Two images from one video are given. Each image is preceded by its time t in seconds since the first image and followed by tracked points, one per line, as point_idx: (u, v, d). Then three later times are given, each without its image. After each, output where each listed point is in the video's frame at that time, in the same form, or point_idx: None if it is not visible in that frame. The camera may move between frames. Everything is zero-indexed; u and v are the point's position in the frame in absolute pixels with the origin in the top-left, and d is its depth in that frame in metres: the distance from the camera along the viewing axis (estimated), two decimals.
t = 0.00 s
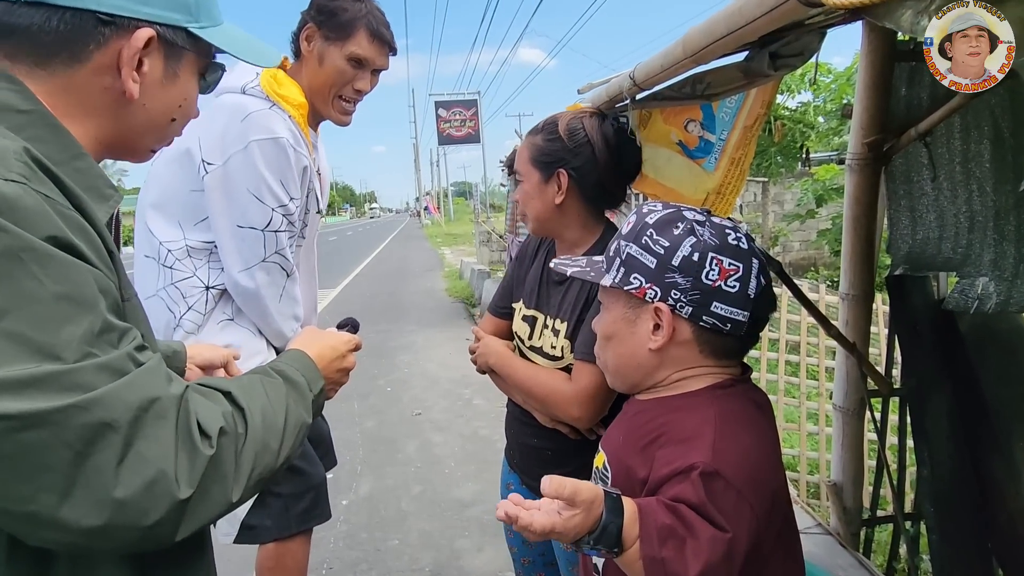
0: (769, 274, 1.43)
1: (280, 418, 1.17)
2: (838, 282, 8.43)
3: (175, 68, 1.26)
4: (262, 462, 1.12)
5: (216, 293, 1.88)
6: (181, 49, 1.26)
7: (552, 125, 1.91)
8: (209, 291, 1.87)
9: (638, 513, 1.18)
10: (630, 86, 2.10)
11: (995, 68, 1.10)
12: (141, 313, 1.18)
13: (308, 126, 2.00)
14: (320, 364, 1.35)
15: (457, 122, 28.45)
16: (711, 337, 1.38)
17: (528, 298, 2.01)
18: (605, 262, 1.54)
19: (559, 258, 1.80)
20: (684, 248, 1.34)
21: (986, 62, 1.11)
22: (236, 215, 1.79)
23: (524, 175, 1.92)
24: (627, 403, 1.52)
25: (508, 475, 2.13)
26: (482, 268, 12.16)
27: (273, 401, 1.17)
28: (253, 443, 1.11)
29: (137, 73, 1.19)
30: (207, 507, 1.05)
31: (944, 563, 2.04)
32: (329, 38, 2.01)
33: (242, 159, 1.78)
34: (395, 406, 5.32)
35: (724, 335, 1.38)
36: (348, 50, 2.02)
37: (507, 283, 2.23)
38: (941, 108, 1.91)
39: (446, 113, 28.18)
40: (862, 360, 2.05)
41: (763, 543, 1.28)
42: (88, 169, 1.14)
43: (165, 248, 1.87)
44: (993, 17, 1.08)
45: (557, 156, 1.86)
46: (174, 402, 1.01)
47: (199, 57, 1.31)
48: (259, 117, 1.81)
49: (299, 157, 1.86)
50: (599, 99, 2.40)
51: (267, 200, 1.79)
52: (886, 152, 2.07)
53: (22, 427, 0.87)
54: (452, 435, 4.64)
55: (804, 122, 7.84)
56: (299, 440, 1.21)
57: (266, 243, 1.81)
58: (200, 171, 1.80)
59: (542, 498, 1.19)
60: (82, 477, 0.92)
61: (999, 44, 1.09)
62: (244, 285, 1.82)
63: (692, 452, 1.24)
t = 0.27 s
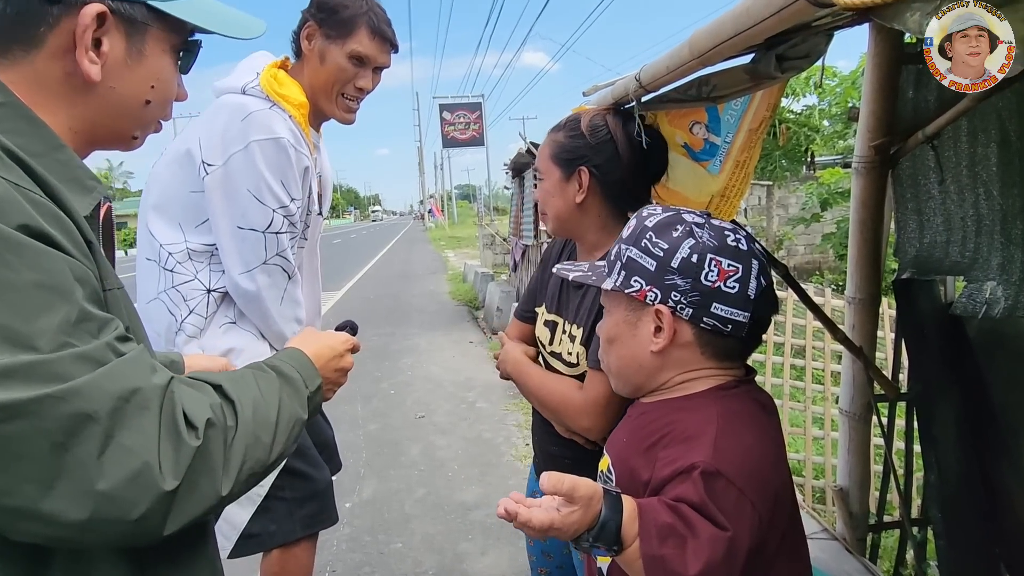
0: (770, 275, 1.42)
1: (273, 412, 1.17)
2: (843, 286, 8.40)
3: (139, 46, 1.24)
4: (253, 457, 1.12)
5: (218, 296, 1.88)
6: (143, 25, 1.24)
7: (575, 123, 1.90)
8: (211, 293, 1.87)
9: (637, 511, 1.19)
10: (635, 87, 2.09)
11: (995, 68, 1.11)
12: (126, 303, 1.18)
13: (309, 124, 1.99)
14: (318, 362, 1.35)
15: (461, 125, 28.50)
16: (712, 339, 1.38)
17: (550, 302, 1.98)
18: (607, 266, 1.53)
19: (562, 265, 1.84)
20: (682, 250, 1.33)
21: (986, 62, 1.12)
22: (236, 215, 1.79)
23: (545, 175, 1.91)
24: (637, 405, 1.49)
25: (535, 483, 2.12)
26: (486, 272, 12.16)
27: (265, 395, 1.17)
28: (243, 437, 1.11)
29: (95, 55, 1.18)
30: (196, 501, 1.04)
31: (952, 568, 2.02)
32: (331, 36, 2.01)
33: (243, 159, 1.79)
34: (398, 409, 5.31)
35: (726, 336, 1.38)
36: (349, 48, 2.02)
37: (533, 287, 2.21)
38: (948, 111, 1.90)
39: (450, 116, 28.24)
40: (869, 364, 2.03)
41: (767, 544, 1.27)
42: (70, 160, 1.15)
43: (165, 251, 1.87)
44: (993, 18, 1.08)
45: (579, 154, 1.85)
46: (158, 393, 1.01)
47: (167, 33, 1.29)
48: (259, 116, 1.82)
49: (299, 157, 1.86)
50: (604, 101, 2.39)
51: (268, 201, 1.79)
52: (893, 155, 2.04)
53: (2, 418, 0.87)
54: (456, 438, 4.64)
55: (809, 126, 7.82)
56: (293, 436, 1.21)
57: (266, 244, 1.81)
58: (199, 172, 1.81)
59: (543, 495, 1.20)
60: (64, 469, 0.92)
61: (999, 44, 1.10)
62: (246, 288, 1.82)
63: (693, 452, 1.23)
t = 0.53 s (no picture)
0: (780, 278, 1.42)
1: (260, 414, 1.17)
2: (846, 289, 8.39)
3: (118, 40, 1.22)
4: (239, 460, 1.11)
5: (211, 301, 1.88)
6: (121, 20, 1.21)
7: (598, 124, 1.90)
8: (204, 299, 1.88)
9: (648, 518, 1.18)
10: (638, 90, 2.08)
11: (995, 68, 1.11)
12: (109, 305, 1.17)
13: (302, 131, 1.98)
14: (308, 363, 1.34)
15: (463, 128, 28.53)
16: (722, 343, 1.37)
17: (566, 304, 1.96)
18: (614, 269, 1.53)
19: (568, 266, 1.85)
20: (692, 253, 1.33)
21: (986, 62, 1.12)
22: (230, 222, 1.79)
23: (566, 174, 1.89)
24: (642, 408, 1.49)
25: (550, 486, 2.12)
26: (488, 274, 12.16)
27: (252, 396, 1.17)
28: (229, 441, 1.11)
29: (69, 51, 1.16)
30: (180, 506, 1.04)
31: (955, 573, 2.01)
32: (326, 34, 2.01)
33: (235, 163, 1.78)
34: (399, 412, 5.31)
35: (735, 340, 1.37)
36: (345, 46, 2.03)
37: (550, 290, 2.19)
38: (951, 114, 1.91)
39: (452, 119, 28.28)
40: (871, 367, 2.03)
41: (776, 551, 1.27)
42: (49, 160, 1.16)
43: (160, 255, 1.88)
44: (993, 17, 1.09)
45: (604, 154, 1.84)
46: (141, 398, 1.01)
47: (146, 28, 1.27)
48: (252, 121, 1.82)
49: (293, 162, 1.86)
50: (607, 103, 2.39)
51: (259, 207, 1.78)
52: (896, 158, 2.03)
53: None
54: (457, 441, 4.63)
55: (811, 129, 7.81)
56: (283, 437, 1.21)
57: (260, 251, 1.80)
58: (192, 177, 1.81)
59: (553, 505, 1.20)
60: (43, 475, 0.92)
61: (999, 44, 1.11)
62: (239, 294, 1.82)
63: (703, 457, 1.22)
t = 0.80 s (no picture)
0: (780, 280, 1.41)
1: (250, 417, 1.16)
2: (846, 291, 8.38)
3: (103, 38, 1.21)
4: (226, 466, 1.10)
5: (203, 308, 1.88)
6: (106, 17, 1.21)
7: (609, 126, 1.89)
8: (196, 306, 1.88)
9: (638, 516, 1.18)
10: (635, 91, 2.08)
11: (995, 68, 1.11)
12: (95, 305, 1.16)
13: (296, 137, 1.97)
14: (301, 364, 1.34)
15: (463, 129, 28.54)
16: (722, 345, 1.37)
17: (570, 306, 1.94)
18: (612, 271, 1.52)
19: (567, 267, 1.84)
20: (692, 255, 1.32)
21: (986, 62, 1.12)
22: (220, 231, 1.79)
23: (578, 176, 1.87)
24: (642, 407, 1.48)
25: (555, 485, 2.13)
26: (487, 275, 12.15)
27: (241, 399, 1.16)
28: (216, 446, 1.09)
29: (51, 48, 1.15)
30: (164, 511, 1.03)
31: None
32: (321, 38, 2.01)
33: (224, 171, 1.77)
34: (398, 413, 5.30)
35: (735, 342, 1.37)
36: (341, 49, 2.02)
37: (551, 290, 2.18)
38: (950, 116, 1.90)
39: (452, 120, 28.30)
40: (870, 369, 2.02)
41: (771, 554, 1.26)
42: (32, 160, 1.15)
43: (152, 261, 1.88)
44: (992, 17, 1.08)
45: (617, 156, 1.83)
46: (124, 403, 1.00)
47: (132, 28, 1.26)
48: (241, 129, 1.81)
49: (283, 170, 1.84)
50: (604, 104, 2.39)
51: (248, 215, 1.77)
52: (895, 159, 2.04)
53: None
54: (455, 442, 4.62)
55: (811, 130, 7.81)
56: (272, 440, 1.20)
57: (250, 259, 1.79)
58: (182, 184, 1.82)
59: (543, 503, 1.20)
60: (24, 482, 0.91)
61: (999, 44, 1.10)
62: (230, 303, 1.81)
63: (699, 458, 1.22)
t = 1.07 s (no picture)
0: (776, 280, 1.40)
1: (238, 419, 1.15)
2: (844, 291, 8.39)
3: (92, 35, 1.20)
4: (212, 471, 1.09)
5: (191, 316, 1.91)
6: (95, 13, 1.20)
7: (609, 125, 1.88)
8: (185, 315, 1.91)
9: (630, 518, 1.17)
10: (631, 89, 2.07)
11: (995, 67, 1.10)
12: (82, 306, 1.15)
13: (292, 143, 1.95)
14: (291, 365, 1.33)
15: (462, 129, 28.53)
16: (717, 345, 1.36)
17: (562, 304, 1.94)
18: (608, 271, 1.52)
19: (562, 267, 1.82)
20: (687, 255, 1.32)
21: (986, 62, 1.11)
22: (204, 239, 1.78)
23: (577, 175, 1.86)
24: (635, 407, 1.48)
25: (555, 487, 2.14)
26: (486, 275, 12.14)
27: (229, 402, 1.15)
28: (202, 450, 1.08)
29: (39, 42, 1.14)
30: (148, 516, 1.02)
31: None
32: (319, 42, 1.99)
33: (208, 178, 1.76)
34: (395, 413, 5.28)
35: (731, 342, 1.36)
36: (340, 53, 2.01)
37: (540, 288, 2.18)
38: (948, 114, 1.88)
39: (451, 120, 28.29)
40: (868, 369, 2.01)
41: (766, 557, 1.25)
42: (19, 158, 1.14)
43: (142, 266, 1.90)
44: (993, 17, 1.07)
45: (618, 156, 1.83)
46: (108, 408, 0.99)
47: (122, 26, 1.25)
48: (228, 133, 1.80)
49: (269, 176, 1.83)
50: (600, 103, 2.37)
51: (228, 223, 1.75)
52: (893, 158, 2.04)
53: None
54: (453, 443, 4.61)
55: (810, 130, 7.81)
56: (262, 444, 1.19)
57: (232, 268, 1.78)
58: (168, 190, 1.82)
59: (536, 502, 1.19)
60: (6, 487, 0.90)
61: (999, 44, 1.09)
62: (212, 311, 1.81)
63: (693, 459, 1.21)
